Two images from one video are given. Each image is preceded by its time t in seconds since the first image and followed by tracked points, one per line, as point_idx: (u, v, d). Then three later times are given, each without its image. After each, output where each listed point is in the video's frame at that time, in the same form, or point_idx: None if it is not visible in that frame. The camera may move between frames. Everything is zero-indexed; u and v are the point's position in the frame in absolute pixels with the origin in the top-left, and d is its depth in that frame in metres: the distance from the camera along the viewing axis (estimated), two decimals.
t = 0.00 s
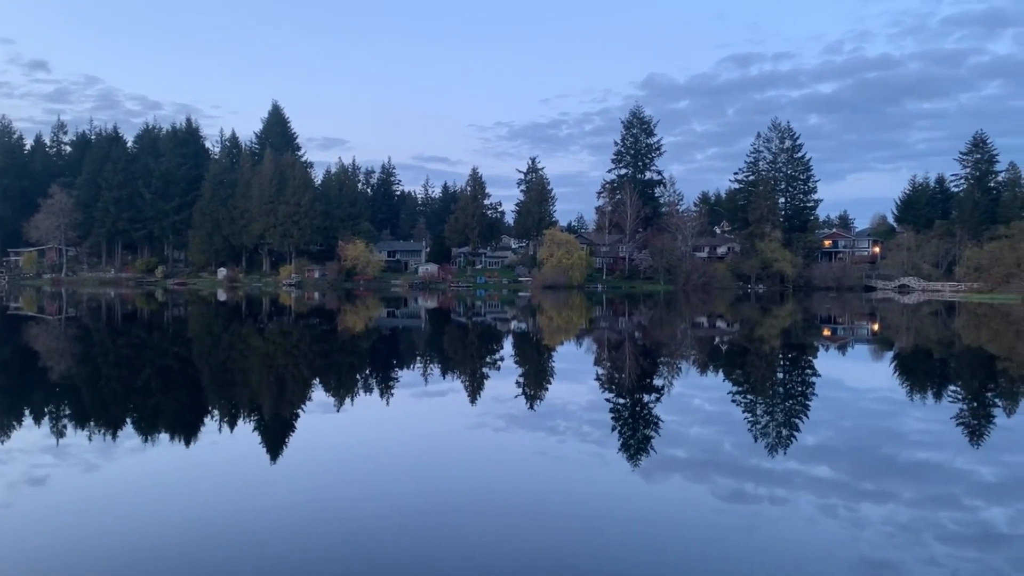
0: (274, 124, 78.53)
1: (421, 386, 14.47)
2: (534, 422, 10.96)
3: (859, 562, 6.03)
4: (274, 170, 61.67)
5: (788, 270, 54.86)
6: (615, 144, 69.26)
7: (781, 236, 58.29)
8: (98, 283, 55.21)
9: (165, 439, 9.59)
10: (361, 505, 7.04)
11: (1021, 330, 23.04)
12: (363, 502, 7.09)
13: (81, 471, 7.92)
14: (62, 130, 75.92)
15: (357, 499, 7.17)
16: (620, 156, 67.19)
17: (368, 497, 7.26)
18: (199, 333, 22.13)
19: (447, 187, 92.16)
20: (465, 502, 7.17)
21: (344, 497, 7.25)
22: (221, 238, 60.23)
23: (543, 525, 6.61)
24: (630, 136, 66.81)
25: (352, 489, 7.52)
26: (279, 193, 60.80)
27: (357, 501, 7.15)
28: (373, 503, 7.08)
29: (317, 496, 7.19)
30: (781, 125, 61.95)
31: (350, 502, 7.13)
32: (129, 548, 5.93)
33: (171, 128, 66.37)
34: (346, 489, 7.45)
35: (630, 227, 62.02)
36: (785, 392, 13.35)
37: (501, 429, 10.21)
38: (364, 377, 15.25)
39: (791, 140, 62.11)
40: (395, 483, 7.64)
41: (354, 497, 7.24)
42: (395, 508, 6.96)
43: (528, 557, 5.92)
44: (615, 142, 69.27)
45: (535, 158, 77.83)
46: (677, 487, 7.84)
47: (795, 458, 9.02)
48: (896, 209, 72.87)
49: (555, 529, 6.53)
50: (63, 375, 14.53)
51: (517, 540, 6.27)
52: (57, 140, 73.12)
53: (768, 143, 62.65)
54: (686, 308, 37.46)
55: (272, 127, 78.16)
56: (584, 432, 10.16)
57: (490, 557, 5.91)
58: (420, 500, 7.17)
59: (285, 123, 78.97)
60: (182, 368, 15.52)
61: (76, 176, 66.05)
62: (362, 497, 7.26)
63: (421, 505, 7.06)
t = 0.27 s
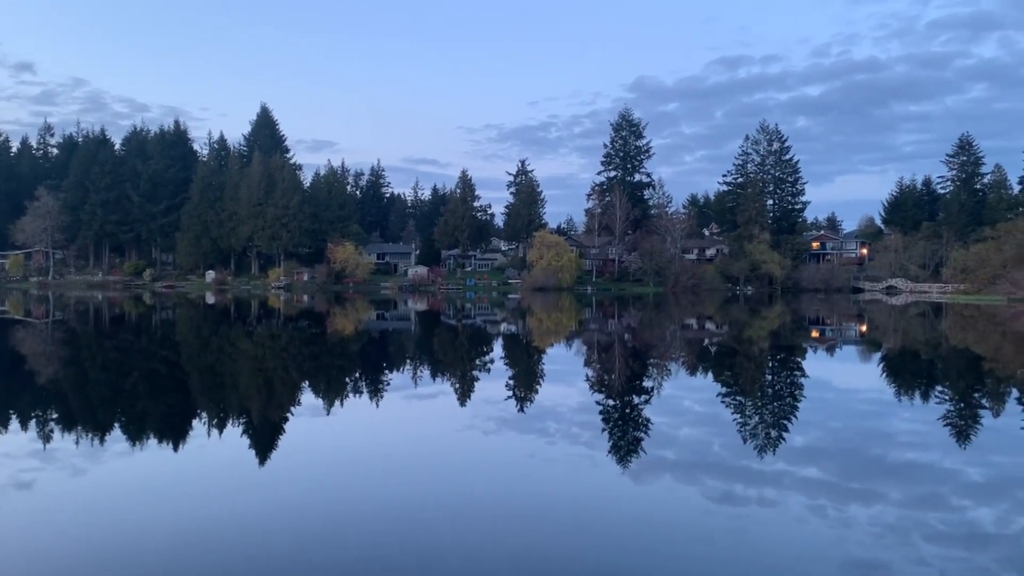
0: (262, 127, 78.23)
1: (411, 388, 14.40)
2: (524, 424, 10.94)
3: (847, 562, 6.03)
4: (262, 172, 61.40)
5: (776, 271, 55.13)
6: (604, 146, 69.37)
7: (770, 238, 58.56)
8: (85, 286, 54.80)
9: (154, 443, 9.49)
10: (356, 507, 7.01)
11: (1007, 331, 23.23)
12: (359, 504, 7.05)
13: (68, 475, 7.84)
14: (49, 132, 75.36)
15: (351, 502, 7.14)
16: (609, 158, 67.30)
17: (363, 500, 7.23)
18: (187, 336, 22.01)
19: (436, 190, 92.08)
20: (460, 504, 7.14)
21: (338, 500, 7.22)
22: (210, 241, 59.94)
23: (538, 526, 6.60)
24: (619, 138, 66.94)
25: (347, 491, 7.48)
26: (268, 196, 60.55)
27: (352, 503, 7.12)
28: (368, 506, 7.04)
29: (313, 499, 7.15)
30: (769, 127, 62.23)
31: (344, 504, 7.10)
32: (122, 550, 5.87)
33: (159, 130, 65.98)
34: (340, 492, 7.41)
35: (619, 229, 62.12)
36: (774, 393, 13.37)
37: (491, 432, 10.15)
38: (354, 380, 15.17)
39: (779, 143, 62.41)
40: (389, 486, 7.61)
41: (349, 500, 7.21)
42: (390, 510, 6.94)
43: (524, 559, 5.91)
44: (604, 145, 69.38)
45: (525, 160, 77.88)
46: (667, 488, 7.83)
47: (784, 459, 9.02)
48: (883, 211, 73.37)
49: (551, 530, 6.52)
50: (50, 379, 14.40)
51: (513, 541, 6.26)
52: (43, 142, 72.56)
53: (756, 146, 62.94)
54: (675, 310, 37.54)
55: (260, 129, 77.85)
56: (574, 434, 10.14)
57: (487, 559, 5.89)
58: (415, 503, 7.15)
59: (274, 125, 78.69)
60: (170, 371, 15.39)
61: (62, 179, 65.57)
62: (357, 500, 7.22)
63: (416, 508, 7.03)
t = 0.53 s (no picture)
0: (249, 128, 77.85)
1: (399, 390, 14.33)
2: (512, 425, 10.89)
3: (835, 562, 6.02)
4: (250, 173, 61.08)
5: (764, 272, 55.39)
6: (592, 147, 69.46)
7: (757, 238, 58.81)
8: (71, 288, 54.31)
9: (140, 445, 9.37)
10: (347, 508, 6.97)
11: (993, 330, 23.40)
12: (351, 505, 7.01)
13: (54, 479, 7.74)
14: (34, 133, 74.70)
15: (343, 503, 7.10)
16: (597, 159, 67.38)
17: (354, 501, 7.18)
18: (174, 338, 21.84)
19: (424, 191, 91.91)
20: (452, 506, 7.09)
21: (330, 501, 7.17)
22: (196, 242, 59.56)
23: (530, 526, 6.58)
24: (607, 140, 67.04)
25: (338, 492, 7.44)
26: (255, 197, 60.23)
27: (343, 506, 7.05)
28: (359, 506, 7.01)
29: (305, 500, 7.10)
30: (756, 129, 62.53)
31: (336, 506, 7.05)
32: (112, 552, 5.81)
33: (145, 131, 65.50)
34: (332, 492, 7.37)
35: (607, 230, 62.21)
36: (761, 393, 13.40)
37: (479, 433, 10.10)
38: (342, 382, 15.09)
39: (766, 144, 62.70)
40: (380, 487, 7.57)
41: (340, 501, 7.16)
42: (382, 511, 6.91)
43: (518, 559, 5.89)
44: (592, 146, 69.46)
45: (513, 161, 77.88)
46: (655, 489, 7.81)
47: (772, 459, 9.03)
48: (870, 211, 73.86)
49: (544, 530, 6.50)
50: (34, 382, 14.22)
51: (506, 542, 6.24)
52: (28, 143, 71.94)
53: (743, 147, 63.22)
54: (663, 311, 37.63)
55: (247, 130, 77.47)
56: (562, 435, 10.10)
57: (480, 559, 5.86)
58: (407, 503, 7.12)
59: (261, 126, 78.34)
60: (157, 374, 15.24)
61: (47, 180, 65.01)
62: (348, 501, 7.18)
63: (408, 508, 7.00)
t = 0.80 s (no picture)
0: (234, 127, 77.30)
1: (386, 390, 14.26)
2: (499, 425, 10.86)
3: (821, 560, 6.02)
4: (235, 173, 60.65)
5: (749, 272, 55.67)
6: (579, 147, 69.50)
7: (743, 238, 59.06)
8: (53, 289, 53.73)
9: (125, 447, 9.27)
10: (338, 508, 6.93)
11: (974, 329, 23.65)
12: (342, 505, 6.98)
13: (38, 480, 7.64)
14: (16, 132, 73.87)
15: (334, 503, 7.07)
16: (584, 159, 67.43)
17: (345, 501, 7.14)
18: (158, 339, 21.65)
19: (411, 191, 91.68)
20: (442, 506, 7.04)
21: (320, 501, 7.14)
22: (181, 242, 59.09)
23: (521, 525, 6.58)
24: (593, 139, 67.11)
25: (328, 492, 7.41)
26: (240, 197, 59.84)
27: (333, 506, 7.00)
28: (350, 507, 6.97)
29: (294, 500, 7.05)
30: (742, 129, 62.80)
31: (326, 505, 7.02)
32: (104, 554, 5.76)
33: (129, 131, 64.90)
34: (324, 493, 7.34)
35: (594, 230, 62.29)
36: (747, 392, 13.43)
37: (466, 433, 10.06)
38: (328, 382, 15.00)
39: (751, 144, 62.99)
40: (372, 486, 7.55)
41: (331, 501, 7.12)
42: (372, 511, 6.87)
43: (510, 558, 5.88)
44: (578, 146, 69.50)
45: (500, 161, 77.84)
46: (642, 488, 7.80)
47: (758, 458, 9.04)
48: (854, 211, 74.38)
49: (535, 529, 6.50)
50: (17, 383, 14.05)
51: (498, 541, 6.22)
52: (10, 142, 71.15)
53: (729, 147, 63.49)
54: (649, 310, 37.74)
55: (232, 130, 76.96)
56: (550, 435, 10.07)
57: (471, 558, 5.86)
58: (399, 503, 7.10)
59: (246, 126, 77.84)
60: (142, 374, 15.10)
61: (30, 179, 64.30)
62: (339, 501, 7.14)
63: (400, 508, 6.98)
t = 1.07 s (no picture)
0: (217, 125, 76.61)
1: (370, 390, 14.16)
2: (484, 424, 10.82)
3: (803, 557, 6.02)
4: (217, 171, 60.11)
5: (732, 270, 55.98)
6: (563, 146, 69.51)
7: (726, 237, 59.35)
8: (33, 288, 53.01)
9: (107, 447, 9.14)
10: (327, 508, 6.86)
11: (955, 327, 23.89)
12: (331, 504, 6.91)
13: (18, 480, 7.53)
14: None
15: (322, 503, 7.00)
16: (568, 158, 67.46)
17: (332, 502, 7.06)
18: (140, 338, 21.40)
19: (395, 190, 91.36)
20: (429, 506, 6.98)
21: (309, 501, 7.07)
22: (163, 241, 58.50)
23: (513, 523, 6.54)
24: (577, 139, 67.14)
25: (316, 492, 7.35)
26: (223, 196, 59.34)
27: (319, 506, 6.92)
28: (339, 507, 6.91)
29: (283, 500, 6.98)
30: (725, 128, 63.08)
31: (315, 505, 6.95)
32: (91, 555, 5.67)
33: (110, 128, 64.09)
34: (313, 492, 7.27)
35: (578, 229, 62.34)
36: (731, 390, 13.47)
37: (450, 432, 10.00)
38: (312, 381, 14.89)
39: (734, 144, 63.28)
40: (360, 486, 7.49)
41: (318, 501, 7.05)
42: (361, 511, 6.81)
43: (504, 557, 5.84)
44: (563, 145, 69.51)
45: (484, 160, 77.73)
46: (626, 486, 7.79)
47: (741, 456, 9.06)
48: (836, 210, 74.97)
49: (527, 527, 6.46)
50: None
51: (491, 540, 6.18)
52: None
53: (712, 147, 63.75)
54: (633, 309, 37.83)
55: (215, 128, 76.28)
56: (534, 433, 10.05)
57: (465, 557, 5.82)
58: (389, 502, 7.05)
59: (229, 124, 77.18)
60: (123, 374, 14.92)
61: (8, 178, 63.39)
62: (326, 501, 7.07)
63: (390, 507, 6.92)
